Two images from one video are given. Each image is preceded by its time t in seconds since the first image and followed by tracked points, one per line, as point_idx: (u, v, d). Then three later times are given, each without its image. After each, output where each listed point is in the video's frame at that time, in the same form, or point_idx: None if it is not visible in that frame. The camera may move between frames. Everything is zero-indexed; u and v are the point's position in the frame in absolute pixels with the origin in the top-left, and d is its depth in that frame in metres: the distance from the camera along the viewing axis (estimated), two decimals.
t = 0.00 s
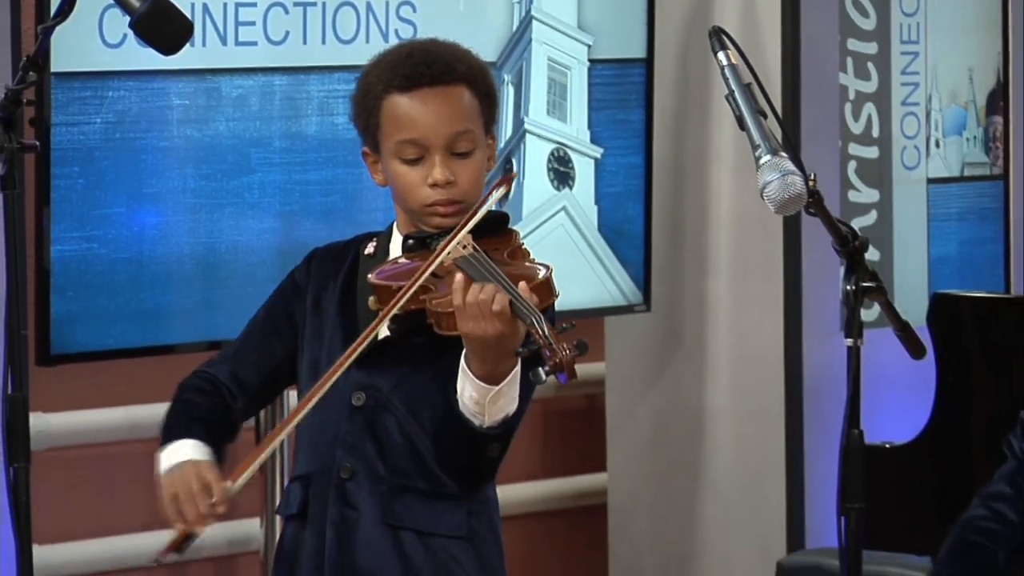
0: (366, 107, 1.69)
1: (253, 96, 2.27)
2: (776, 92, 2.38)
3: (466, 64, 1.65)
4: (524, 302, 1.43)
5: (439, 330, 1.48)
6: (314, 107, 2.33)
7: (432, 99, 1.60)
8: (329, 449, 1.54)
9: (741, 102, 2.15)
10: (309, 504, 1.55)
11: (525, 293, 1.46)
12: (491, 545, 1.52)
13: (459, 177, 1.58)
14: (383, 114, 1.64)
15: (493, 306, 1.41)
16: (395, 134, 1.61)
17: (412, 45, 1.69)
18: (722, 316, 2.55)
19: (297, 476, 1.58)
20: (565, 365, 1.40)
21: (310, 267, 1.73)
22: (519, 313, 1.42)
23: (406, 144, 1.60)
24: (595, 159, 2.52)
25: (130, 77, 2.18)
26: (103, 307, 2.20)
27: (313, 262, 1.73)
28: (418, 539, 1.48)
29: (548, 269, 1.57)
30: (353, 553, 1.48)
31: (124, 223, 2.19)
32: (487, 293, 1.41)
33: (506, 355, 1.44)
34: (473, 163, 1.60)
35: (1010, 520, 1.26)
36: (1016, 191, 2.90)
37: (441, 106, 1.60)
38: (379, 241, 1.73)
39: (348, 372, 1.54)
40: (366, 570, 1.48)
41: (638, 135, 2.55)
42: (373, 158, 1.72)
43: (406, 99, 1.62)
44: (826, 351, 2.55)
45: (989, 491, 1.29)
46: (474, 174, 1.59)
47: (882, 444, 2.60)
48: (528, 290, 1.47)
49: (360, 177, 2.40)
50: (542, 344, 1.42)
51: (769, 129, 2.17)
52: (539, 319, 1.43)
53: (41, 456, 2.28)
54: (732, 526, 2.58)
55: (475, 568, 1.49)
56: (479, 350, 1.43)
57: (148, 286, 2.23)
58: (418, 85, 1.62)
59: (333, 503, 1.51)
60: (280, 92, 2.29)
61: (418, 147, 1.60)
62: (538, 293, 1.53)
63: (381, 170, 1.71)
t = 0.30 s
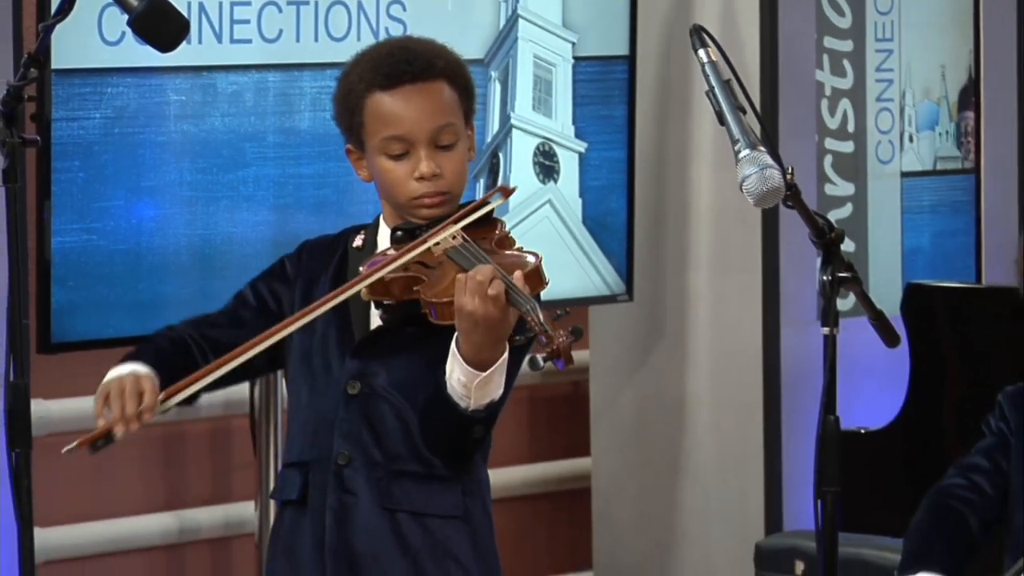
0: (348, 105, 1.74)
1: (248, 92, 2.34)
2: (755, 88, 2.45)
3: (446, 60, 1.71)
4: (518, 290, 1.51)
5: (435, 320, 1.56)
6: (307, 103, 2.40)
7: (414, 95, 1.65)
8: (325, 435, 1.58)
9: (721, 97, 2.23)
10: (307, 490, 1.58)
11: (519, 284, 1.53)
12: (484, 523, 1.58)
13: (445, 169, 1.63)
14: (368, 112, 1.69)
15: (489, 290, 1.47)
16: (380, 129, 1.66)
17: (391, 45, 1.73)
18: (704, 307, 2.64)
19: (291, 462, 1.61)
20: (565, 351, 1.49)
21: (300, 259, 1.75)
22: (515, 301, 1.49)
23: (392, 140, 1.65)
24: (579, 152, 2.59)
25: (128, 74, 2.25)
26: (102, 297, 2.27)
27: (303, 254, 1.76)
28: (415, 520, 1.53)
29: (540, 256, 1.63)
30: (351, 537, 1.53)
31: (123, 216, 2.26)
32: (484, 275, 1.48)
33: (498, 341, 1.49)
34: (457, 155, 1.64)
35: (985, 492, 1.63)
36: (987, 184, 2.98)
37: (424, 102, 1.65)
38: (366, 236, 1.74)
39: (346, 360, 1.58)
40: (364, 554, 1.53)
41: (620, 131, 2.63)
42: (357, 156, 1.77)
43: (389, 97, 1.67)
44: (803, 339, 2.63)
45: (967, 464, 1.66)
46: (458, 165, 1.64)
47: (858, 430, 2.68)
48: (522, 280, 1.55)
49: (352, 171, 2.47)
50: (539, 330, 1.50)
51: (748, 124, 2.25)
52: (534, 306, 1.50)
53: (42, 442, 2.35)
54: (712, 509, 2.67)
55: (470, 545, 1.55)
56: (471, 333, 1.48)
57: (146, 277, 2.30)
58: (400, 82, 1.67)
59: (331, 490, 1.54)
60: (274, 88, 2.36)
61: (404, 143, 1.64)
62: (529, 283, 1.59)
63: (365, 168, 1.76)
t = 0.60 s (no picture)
0: (339, 100, 1.81)
1: (243, 88, 2.41)
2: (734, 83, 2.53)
3: (434, 56, 1.79)
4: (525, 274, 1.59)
5: (437, 302, 1.63)
6: (301, 99, 2.47)
7: (404, 88, 1.72)
8: (317, 419, 1.65)
9: (702, 94, 2.30)
10: (298, 472, 1.65)
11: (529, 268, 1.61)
12: (470, 505, 1.64)
13: (437, 158, 1.71)
14: (360, 105, 1.76)
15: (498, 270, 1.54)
16: (372, 122, 1.74)
17: (381, 41, 1.81)
18: (687, 297, 2.76)
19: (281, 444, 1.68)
20: (575, 331, 1.58)
21: (292, 245, 1.82)
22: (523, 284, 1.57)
23: (385, 132, 1.72)
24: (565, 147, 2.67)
25: (127, 71, 2.31)
26: (102, 287, 2.34)
27: (298, 237, 1.82)
28: (402, 502, 1.59)
29: (540, 244, 1.69)
30: (340, 519, 1.59)
31: (122, 208, 2.33)
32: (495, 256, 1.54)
33: (499, 321, 1.56)
34: (448, 145, 1.72)
35: (963, 473, 1.69)
36: (961, 177, 3.07)
37: (414, 95, 1.72)
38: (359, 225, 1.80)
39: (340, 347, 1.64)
40: (353, 536, 1.58)
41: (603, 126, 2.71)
42: (348, 150, 1.84)
43: (380, 91, 1.74)
44: (780, 327, 2.82)
45: (943, 448, 1.73)
46: (451, 154, 1.72)
47: (834, 416, 2.77)
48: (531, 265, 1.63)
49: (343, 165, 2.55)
50: (547, 310, 1.59)
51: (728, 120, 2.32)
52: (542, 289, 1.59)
53: (43, 427, 2.42)
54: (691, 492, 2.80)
55: (456, 526, 1.60)
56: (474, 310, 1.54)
57: (144, 267, 2.37)
58: (391, 76, 1.74)
59: (322, 471, 1.61)
60: (269, 85, 2.44)
61: (396, 134, 1.72)
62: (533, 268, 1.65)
63: (357, 161, 1.84)
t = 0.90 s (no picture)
0: (330, 96, 1.89)
1: (239, 85, 2.49)
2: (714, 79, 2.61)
3: (422, 54, 1.87)
4: (528, 241, 1.65)
5: (435, 275, 1.73)
6: (295, 95, 2.55)
7: (394, 81, 1.80)
8: (312, 403, 1.73)
9: (684, 90, 2.38)
10: (292, 454, 1.73)
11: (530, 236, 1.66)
12: (457, 484, 1.72)
13: (426, 148, 1.78)
14: (350, 99, 1.84)
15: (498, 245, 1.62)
16: (364, 114, 1.81)
17: (372, 40, 1.89)
18: (670, 290, 2.84)
19: (275, 427, 1.76)
20: (582, 291, 1.65)
21: (287, 236, 1.90)
22: (525, 251, 1.63)
23: (375, 123, 1.80)
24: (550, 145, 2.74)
25: (126, 68, 2.38)
26: (101, 278, 2.41)
27: (291, 231, 1.90)
28: (397, 482, 1.67)
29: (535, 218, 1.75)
30: (336, 501, 1.66)
31: (121, 201, 2.40)
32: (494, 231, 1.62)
33: (502, 288, 1.64)
34: (436, 136, 1.80)
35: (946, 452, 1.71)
36: (935, 172, 3.15)
37: (404, 87, 1.80)
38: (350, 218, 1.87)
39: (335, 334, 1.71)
40: (349, 517, 1.66)
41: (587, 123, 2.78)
42: (338, 146, 1.91)
43: (371, 85, 1.82)
44: (759, 317, 2.91)
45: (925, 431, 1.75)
46: (439, 145, 1.79)
47: (812, 402, 2.82)
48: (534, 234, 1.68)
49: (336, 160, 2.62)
50: (553, 272, 1.64)
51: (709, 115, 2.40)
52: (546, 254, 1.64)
53: (45, 414, 2.49)
54: (674, 476, 2.87)
55: (448, 507, 1.68)
56: (475, 280, 1.62)
57: (143, 259, 2.44)
58: (381, 70, 1.82)
59: (318, 454, 1.69)
60: (264, 82, 2.51)
61: (386, 125, 1.79)
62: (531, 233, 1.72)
63: (347, 156, 1.91)
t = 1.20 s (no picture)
0: (318, 96, 1.96)
1: (235, 82, 2.56)
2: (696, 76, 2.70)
3: (407, 53, 1.95)
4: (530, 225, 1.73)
5: (435, 261, 1.81)
6: (289, 92, 2.62)
7: (381, 79, 1.88)
8: (312, 391, 1.80)
9: (668, 87, 2.46)
10: (291, 440, 1.80)
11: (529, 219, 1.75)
12: (451, 465, 1.82)
13: (413, 144, 1.86)
14: (339, 98, 1.92)
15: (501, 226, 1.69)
16: (352, 112, 1.89)
17: (359, 40, 1.97)
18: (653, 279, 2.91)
19: (273, 415, 1.83)
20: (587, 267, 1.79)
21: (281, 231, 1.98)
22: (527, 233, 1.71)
23: (364, 121, 1.88)
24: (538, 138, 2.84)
25: (125, 65, 2.45)
26: (101, 269, 2.48)
27: (284, 227, 1.98)
28: (397, 467, 1.75)
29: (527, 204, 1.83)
30: (338, 485, 1.74)
31: (121, 194, 2.48)
32: (499, 212, 1.70)
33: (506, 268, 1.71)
34: (423, 132, 1.88)
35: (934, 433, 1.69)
36: (910, 166, 3.25)
37: (391, 85, 1.88)
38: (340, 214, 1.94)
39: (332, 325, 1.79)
40: (349, 500, 1.74)
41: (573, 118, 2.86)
42: (326, 144, 1.98)
43: (359, 84, 1.90)
44: (739, 308, 2.89)
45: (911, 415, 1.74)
46: (426, 140, 1.87)
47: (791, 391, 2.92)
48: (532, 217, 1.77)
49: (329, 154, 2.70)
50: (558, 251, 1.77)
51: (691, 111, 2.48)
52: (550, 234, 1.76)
53: (46, 401, 2.57)
54: (659, 461, 2.93)
55: (444, 487, 1.77)
56: (477, 262, 1.69)
57: (142, 250, 2.51)
58: (369, 69, 1.90)
59: (319, 441, 1.76)
60: (259, 79, 2.59)
61: (375, 123, 1.87)
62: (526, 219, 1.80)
63: (335, 154, 1.98)
